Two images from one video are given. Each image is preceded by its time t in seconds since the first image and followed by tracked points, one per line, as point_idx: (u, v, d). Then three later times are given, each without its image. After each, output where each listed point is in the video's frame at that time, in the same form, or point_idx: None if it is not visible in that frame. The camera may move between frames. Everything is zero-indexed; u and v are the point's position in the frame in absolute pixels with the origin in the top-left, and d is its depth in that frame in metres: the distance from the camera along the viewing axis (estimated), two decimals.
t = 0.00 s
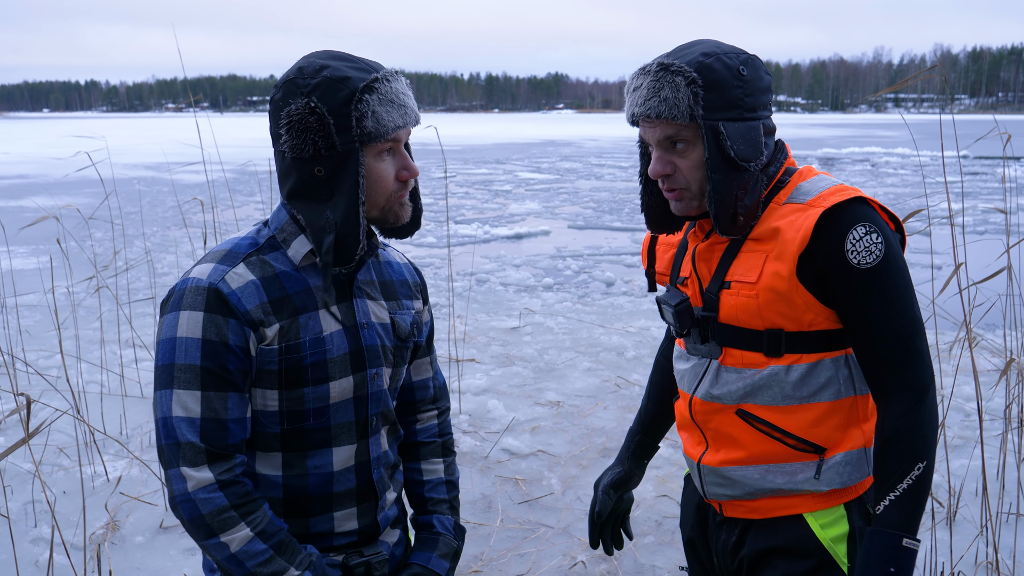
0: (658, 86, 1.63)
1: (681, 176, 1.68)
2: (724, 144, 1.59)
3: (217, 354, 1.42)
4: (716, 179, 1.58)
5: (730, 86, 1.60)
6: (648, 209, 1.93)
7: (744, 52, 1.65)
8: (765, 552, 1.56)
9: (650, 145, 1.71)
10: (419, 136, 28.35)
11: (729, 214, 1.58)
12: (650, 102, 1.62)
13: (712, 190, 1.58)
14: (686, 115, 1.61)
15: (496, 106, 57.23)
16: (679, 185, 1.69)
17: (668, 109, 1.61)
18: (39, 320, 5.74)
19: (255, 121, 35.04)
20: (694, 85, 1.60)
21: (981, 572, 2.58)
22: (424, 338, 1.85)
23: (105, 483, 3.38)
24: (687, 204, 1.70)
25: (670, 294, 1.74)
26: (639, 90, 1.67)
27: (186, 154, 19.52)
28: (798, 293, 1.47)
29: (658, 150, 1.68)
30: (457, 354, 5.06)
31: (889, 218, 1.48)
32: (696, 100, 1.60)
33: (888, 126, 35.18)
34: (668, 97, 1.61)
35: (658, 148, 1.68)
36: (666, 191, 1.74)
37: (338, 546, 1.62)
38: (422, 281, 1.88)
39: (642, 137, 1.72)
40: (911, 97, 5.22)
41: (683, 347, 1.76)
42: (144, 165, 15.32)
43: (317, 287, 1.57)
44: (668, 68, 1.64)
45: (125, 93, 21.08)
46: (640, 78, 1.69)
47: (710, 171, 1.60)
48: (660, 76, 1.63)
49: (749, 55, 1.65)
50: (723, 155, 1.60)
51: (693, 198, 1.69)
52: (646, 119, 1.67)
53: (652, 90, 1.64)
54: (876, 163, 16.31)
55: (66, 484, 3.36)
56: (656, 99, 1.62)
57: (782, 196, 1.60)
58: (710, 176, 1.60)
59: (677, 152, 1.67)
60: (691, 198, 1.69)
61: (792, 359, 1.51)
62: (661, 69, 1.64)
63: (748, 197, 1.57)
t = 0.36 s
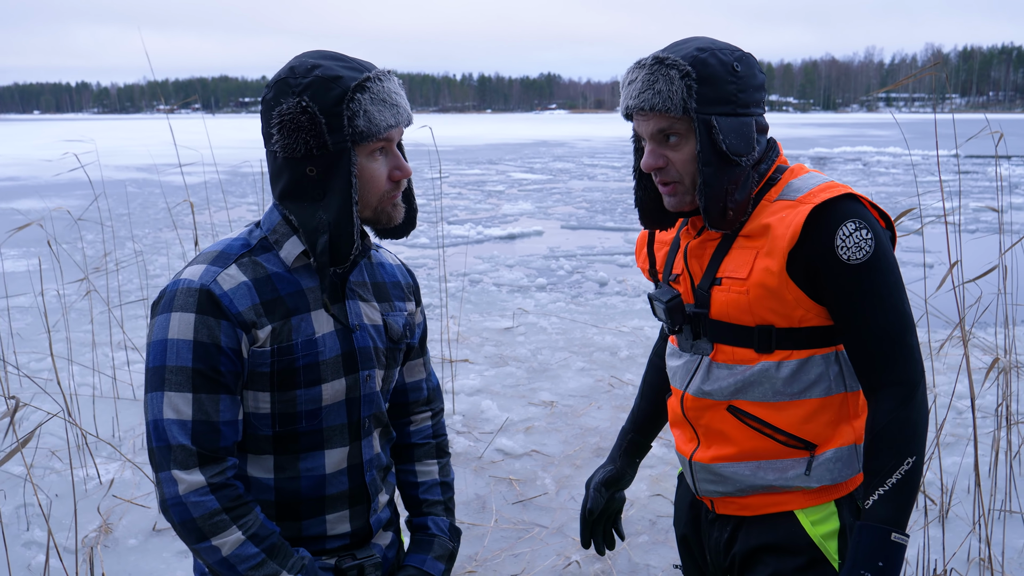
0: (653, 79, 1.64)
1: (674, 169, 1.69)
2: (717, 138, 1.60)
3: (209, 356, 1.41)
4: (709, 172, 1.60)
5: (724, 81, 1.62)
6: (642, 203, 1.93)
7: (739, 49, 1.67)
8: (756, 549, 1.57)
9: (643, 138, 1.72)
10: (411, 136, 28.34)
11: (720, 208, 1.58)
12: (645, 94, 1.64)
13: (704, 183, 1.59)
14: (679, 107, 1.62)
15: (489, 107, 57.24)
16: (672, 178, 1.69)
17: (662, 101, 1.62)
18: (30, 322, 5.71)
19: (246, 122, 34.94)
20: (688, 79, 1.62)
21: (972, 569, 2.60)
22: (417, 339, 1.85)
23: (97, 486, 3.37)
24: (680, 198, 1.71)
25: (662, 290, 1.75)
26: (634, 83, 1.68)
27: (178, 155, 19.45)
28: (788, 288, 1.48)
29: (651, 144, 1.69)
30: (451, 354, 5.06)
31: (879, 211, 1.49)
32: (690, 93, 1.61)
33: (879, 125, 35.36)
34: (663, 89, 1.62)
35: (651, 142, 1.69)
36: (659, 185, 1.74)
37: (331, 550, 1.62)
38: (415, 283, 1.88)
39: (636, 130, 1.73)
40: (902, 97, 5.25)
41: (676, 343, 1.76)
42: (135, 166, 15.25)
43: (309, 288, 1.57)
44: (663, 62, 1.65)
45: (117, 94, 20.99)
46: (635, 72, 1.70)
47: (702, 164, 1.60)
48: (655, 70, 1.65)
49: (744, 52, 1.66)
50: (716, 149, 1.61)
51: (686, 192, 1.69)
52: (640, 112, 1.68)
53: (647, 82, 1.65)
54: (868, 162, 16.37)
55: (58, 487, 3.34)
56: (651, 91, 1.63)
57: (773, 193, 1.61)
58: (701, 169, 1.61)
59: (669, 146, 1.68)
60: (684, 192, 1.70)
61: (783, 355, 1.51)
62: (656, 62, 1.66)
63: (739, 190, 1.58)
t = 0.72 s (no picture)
0: (646, 76, 1.62)
1: (667, 167, 1.68)
2: (710, 135, 1.60)
3: (202, 363, 1.39)
4: (703, 170, 1.59)
5: (716, 79, 1.61)
6: (631, 203, 1.92)
7: (730, 48, 1.67)
8: (755, 551, 1.57)
9: (636, 135, 1.71)
10: (401, 138, 28.31)
11: (713, 205, 1.58)
12: (638, 92, 1.62)
13: (698, 181, 1.59)
14: (673, 104, 1.61)
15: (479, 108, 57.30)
16: (665, 175, 1.69)
17: (656, 98, 1.61)
18: (18, 327, 5.65)
19: (235, 125, 34.77)
20: (682, 76, 1.61)
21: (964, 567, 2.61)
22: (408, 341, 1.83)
23: (87, 491, 3.33)
24: (674, 196, 1.70)
25: (656, 292, 1.74)
26: (626, 81, 1.67)
27: (167, 158, 19.32)
28: (783, 286, 1.48)
29: (644, 142, 1.68)
30: (442, 356, 5.05)
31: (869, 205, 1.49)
32: (683, 90, 1.60)
33: (867, 125, 35.59)
34: (657, 87, 1.61)
35: (645, 140, 1.68)
36: (652, 183, 1.74)
37: (327, 556, 1.61)
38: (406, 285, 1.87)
39: (628, 128, 1.72)
40: (889, 96, 5.27)
41: (671, 345, 1.76)
42: (123, 169, 15.15)
43: (301, 292, 1.55)
44: (656, 60, 1.64)
45: (104, 97, 20.83)
46: (627, 70, 1.68)
47: (696, 161, 1.60)
48: (648, 67, 1.63)
49: (735, 52, 1.67)
50: (709, 146, 1.60)
51: (680, 190, 1.69)
52: (633, 109, 1.67)
53: (640, 80, 1.63)
54: (856, 162, 16.49)
55: (48, 492, 3.31)
56: (645, 89, 1.61)
57: (765, 192, 1.61)
58: (695, 166, 1.60)
59: (662, 144, 1.68)
60: (678, 190, 1.69)
61: (778, 354, 1.51)
62: (649, 60, 1.64)
63: (731, 188, 1.58)
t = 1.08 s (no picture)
0: (630, 77, 1.63)
1: (653, 167, 1.69)
2: (694, 133, 1.60)
3: (192, 367, 1.38)
4: (689, 167, 1.60)
5: (699, 78, 1.62)
6: (620, 206, 1.94)
7: (711, 49, 1.67)
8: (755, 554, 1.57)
9: (621, 136, 1.71)
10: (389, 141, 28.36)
11: (698, 202, 1.59)
12: (622, 92, 1.63)
13: (684, 177, 1.60)
14: (657, 103, 1.61)
15: (468, 110, 57.31)
16: (651, 176, 1.69)
17: (640, 98, 1.61)
18: (5, 331, 5.59)
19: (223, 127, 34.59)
20: (664, 75, 1.61)
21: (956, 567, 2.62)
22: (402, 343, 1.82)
23: (76, 496, 3.29)
24: (661, 196, 1.71)
25: (648, 294, 1.73)
26: (610, 84, 1.67)
27: (154, 161, 19.19)
28: (774, 282, 1.48)
29: (630, 142, 1.69)
30: (433, 358, 5.03)
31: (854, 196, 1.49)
32: (666, 89, 1.61)
33: (854, 126, 35.84)
34: (640, 87, 1.61)
35: (630, 140, 1.69)
36: (639, 184, 1.74)
37: (322, 563, 1.59)
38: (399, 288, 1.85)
39: (614, 129, 1.73)
40: (877, 97, 5.30)
41: (666, 348, 1.75)
42: (111, 171, 15.03)
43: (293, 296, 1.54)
44: (639, 60, 1.64)
45: (91, 99, 20.68)
46: (611, 72, 1.69)
47: (681, 159, 1.61)
48: (631, 68, 1.64)
49: (717, 52, 1.67)
50: (693, 143, 1.61)
51: (667, 190, 1.69)
52: (618, 110, 1.67)
53: (624, 81, 1.64)
54: (844, 163, 16.59)
55: (36, 497, 3.27)
56: (628, 89, 1.62)
57: (751, 190, 1.61)
58: (681, 163, 1.61)
59: (648, 144, 1.68)
60: (665, 191, 1.70)
61: (772, 351, 1.51)
62: (632, 61, 1.65)
63: (718, 186, 1.59)
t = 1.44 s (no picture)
0: (633, 75, 1.63)
1: (657, 163, 1.70)
2: (697, 130, 1.60)
3: (197, 366, 1.38)
4: (691, 164, 1.60)
5: (703, 76, 1.62)
6: (622, 204, 1.93)
7: (717, 48, 1.67)
8: (760, 554, 1.59)
9: (625, 133, 1.72)
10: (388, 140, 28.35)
11: (701, 200, 1.60)
12: (626, 90, 1.63)
13: (685, 175, 1.60)
14: (660, 101, 1.62)
15: (466, 109, 57.35)
16: (655, 173, 1.70)
17: (643, 96, 1.62)
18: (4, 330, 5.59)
19: (221, 126, 34.55)
20: (668, 73, 1.62)
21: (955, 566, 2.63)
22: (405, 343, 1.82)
23: (76, 494, 3.30)
24: (664, 191, 1.71)
25: (651, 294, 1.73)
26: (615, 82, 1.68)
27: (153, 160, 19.19)
28: (774, 282, 1.50)
29: (634, 139, 1.69)
30: (432, 357, 5.04)
31: (858, 197, 1.50)
32: (670, 87, 1.61)
33: (852, 125, 35.88)
34: (644, 85, 1.62)
35: (634, 137, 1.69)
36: (643, 180, 1.75)
37: (323, 564, 1.59)
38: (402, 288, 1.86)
39: (618, 126, 1.73)
40: (877, 96, 5.30)
41: (669, 348, 1.76)
42: (110, 170, 15.02)
43: (297, 296, 1.54)
44: (643, 59, 1.65)
45: (90, 98, 20.67)
46: (615, 70, 1.70)
47: (684, 156, 1.61)
48: (636, 67, 1.64)
49: (722, 51, 1.67)
50: (696, 141, 1.61)
51: (670, 186, 1.70)
52: (622, 107, 1.68)
53: (628, 78, 1.65)
54: (842, 162, 16.60)
55: (36, 496, 3.27)
56: (632, 87, 1.63)
57: (754, 189, 1.62)
58: (683, 161, 1.61)
59: (651, 141, 1.69)
60: (668, 186, 1.71)
61: (775, 350, 1.53)
62: (636, 59, 1.65)
63: (721, 183, 1.59)
